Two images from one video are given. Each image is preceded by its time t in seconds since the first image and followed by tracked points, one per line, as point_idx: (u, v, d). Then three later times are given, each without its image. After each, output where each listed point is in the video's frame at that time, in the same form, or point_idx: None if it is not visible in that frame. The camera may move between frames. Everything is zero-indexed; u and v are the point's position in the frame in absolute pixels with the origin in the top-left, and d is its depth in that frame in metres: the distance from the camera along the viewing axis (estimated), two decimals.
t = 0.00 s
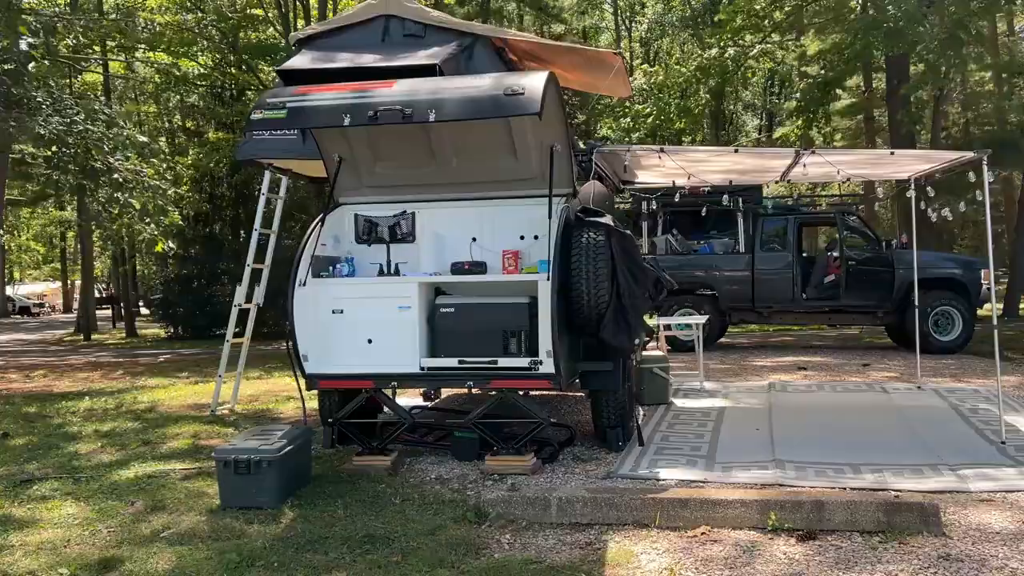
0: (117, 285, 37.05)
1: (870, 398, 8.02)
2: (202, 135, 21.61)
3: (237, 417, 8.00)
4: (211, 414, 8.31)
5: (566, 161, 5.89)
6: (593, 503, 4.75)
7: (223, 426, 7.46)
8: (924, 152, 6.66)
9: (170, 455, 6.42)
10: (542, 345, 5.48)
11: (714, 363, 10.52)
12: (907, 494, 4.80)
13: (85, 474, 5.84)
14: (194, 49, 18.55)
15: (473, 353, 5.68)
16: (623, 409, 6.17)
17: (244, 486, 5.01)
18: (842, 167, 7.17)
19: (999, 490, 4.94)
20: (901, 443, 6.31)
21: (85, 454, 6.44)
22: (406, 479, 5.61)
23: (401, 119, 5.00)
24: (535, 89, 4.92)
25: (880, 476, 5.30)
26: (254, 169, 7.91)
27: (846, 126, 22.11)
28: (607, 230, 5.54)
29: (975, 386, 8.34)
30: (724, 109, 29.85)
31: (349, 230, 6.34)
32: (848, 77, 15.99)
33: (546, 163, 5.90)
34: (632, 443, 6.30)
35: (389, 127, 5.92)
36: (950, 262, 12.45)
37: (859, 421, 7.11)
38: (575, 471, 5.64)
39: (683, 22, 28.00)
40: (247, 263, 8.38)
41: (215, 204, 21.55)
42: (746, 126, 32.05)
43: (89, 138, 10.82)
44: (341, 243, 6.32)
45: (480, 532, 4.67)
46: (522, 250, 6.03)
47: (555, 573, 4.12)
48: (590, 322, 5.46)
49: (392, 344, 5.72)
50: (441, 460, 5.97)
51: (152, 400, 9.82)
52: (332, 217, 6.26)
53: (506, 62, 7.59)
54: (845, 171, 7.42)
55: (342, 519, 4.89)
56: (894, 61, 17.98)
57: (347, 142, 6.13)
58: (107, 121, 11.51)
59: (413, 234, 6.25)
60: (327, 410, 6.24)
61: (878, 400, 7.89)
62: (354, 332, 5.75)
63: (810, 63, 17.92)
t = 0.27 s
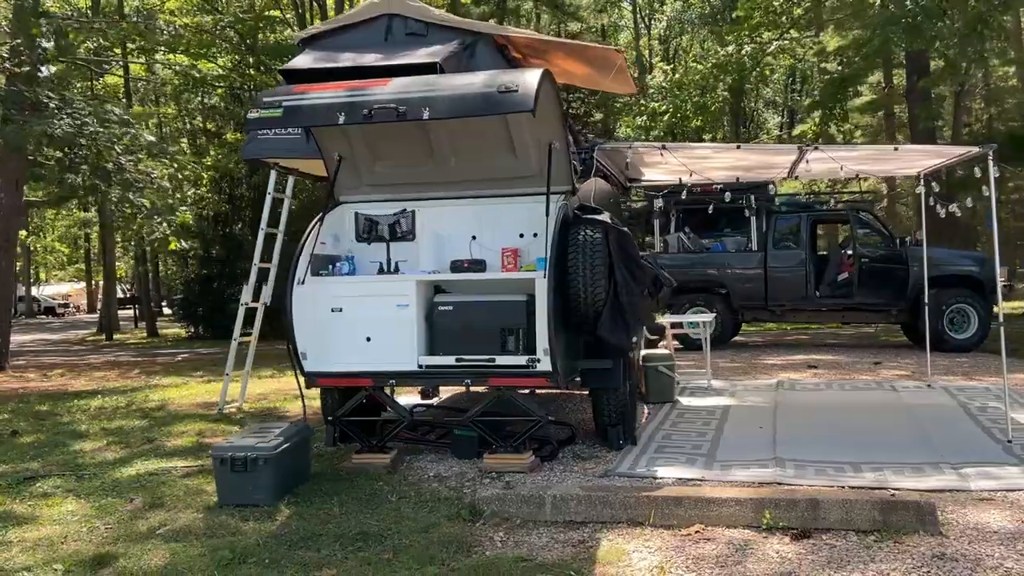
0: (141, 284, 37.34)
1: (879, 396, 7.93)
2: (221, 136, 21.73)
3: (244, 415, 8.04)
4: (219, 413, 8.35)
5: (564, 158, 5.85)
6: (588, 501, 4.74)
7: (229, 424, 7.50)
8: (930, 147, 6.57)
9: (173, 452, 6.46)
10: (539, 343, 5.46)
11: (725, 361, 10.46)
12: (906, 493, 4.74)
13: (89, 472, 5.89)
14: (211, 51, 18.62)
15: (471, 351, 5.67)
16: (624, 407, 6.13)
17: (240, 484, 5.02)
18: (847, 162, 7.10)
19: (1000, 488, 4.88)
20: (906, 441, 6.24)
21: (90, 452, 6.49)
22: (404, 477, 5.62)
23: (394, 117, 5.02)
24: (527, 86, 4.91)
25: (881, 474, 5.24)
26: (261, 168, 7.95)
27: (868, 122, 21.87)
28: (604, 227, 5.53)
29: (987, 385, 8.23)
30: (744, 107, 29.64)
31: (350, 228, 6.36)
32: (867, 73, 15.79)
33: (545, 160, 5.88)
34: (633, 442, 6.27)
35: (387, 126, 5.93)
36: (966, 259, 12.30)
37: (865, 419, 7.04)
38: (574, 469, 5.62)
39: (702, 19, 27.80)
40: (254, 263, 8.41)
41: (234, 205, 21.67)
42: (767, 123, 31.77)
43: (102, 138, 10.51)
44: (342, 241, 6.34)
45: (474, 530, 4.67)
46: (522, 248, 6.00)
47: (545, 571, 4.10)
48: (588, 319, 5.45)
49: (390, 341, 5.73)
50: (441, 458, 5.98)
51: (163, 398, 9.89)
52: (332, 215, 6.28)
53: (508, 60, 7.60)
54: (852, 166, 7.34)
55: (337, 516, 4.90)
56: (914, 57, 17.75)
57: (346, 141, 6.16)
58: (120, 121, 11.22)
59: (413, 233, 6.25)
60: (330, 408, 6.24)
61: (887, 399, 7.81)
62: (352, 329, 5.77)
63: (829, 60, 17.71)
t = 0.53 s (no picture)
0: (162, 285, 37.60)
1: (884, 399, 7.85)
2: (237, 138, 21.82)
3: (247, 418, 8.07)
4: (223, 415, 8.39)
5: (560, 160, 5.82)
6: (579, 506, 4.71)
7: (231, 427, 7.53)
8: (933, 147, 6.49)
9: (173, 455, 6.49)
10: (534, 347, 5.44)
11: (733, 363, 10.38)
12: (901, 500, 4.68)
13: (88, 475, 5.92)
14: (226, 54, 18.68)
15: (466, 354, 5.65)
16: (622, 411, 6.10)
17: (234, 488, 5.03)
18: (850, 162, 7.03)
19: (998, 494, 4.80)
20: (908, 445, 6.17)
21: (91, 455, 6.53)
22: (399, 481, 5.62)
23: (386, 121, 5.02)
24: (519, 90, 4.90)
25: (879, 480, 5.18)
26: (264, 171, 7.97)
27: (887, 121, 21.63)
28: (597, 230, 5.51)
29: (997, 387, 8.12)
30: (763, 105, 29.40)
31: (348, 232, 6.37)
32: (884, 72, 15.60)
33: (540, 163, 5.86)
34: (631, 446, 6.24)
35: (383, 130, 5.93)
36: (980, 260, 12.15)
37: (869, 422, 6.97)
38: (570, 473, 5.60)
39: (720, 17, 27.61)
40: (258, 266, 8.44)
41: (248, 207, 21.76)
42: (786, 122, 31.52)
43: (109, 143, 10.31)
44: (340, 245, 6.35)
45: (465, 535, 4.66)
46: (518, 251, 5.97)
47: None
48: (582, 323, 5.43)
49: (386, 345, 5.73)
50: (437, 462, 5.97)
51: (171, 400, 9.94)
52: (331, 219, 6.29)
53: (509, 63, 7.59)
54: (856, 167, 7.26)
55: (329, 521, 4.90)
56: (932, 55, 17.53)
57: (342, 146, 6.17)
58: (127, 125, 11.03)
59: (411, 236, 6.26)
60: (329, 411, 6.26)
61: (893, 401, 7.72)
62: (348, 333, 5.78)
63: (846, 58, 17.51)
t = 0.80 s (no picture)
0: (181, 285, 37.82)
1: (891, 403, 7.76)
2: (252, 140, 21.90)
3: (251, 420, 8.10)
4: (228, 418, 8.42)
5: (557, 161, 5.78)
6: (572, 512, 4.68)
7: (234, 429, 7.56)
8: (938, 148, 6.41)
9: (174, 458, 6.52)
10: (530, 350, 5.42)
11: (742, 365, 10.32)
12: (897, 508, 4.62)
13: (88, 478, 5.96)
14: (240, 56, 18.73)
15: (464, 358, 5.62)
16: (621, 416, 6.05)
17: (229, 492, 5.05)
18: (853, 163, 6.95)
19: (997, 502, 4.73)
20: (911, 450, 6.10)
21: (93, 457, 6.57)
22: (395, 485, 5.61)
23: (380, 125, 5.03)
24: (511, 92, 4.89)
25: (877, 486, 5.12)
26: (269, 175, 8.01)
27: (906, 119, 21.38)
28: (593, 233, 5.49)
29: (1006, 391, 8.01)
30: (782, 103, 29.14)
31: (347, 235, 6.37)
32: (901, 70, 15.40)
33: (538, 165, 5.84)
34: (631, 450, 6.20)
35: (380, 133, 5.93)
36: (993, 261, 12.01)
37: (873, 427, 6.90)
38: (566, 478, 5.57)
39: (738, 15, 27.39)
40: (263, 269, 8.46)
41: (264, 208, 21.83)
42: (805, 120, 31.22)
43: (116, 148, 10.18)
44: (339, 248, 6.36)
45: (456, 541, 4.64)
46: (516, 254, 5.95)
47: None
48: (578, 327, 5.42)
49: (383, 348, 5.72)
50: (435, 466, 5.96)
51: (180, 401, 9.99)
52: (330, 222, 6.30)
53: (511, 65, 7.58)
54: (860, 168, 7.18)
55: (322, 526, 4.90)
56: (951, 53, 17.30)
57: (341, 149, 6.18)
58: (133, 130, 10.94)
59: (410, 239, 6.25)
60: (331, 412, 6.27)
61: (899, 406, 7.64)
62: (346, 336, 5.78)
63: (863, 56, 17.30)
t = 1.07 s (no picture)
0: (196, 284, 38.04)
1: (891, 403, 7.75)
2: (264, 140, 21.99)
3: (253, 419, 8.16)
4: (231, 416, 8.49)
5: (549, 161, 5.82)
6: (560, 511, 4.71)
7: (234, 428, 7.62)
8: (935, 148, 6.40)
9: (173, 456, 6.59)
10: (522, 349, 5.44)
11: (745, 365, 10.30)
12: (884, 508, 4.62)
13: (87, 475, 6.03)
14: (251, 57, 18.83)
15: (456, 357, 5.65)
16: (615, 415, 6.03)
17: (223, 490, 5.10)
18: (850, 163, 6.95)
19: (987, 503, 4.73)
20: (906, 451, 6.09)
21: (93, 455, 6.65)
22: (388, 483, 5.66)
23: (371, 126, 5.06)
24: (501, 93, 4.91)
25: (867, 487, 5.11)
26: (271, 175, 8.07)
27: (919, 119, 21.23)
28: (583, 233, 5.51)
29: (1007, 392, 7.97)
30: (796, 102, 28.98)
31: (344, 236, 6.41)
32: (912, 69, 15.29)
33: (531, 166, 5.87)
34: (625, 450, 6.22)
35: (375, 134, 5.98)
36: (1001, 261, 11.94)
37: (870, 428, 6.89)
38: (558, 477, 5.59)
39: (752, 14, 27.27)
40: (265, 269, 8.52)
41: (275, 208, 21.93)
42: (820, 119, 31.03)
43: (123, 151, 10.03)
44: (336, 249, 6.40)
45: (444, 539, 4.68)
46: (510, 254, 5.97)
47: None
48: (569, 327, 5.45)
49: (377, 348, 5.76)
50: (429, 465, 6.00)
51: (186, 400, 10.08)
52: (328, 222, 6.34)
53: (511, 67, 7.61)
54: (858, 168, 7.16)
55: (313, 523, 4.95)
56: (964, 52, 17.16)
57: (337, 151, 6.23)
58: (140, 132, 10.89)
59: (406, 240, 6.29)
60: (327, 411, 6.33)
61: (899, 406, 7.62)
62: (340, 336, 5.82)
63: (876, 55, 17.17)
